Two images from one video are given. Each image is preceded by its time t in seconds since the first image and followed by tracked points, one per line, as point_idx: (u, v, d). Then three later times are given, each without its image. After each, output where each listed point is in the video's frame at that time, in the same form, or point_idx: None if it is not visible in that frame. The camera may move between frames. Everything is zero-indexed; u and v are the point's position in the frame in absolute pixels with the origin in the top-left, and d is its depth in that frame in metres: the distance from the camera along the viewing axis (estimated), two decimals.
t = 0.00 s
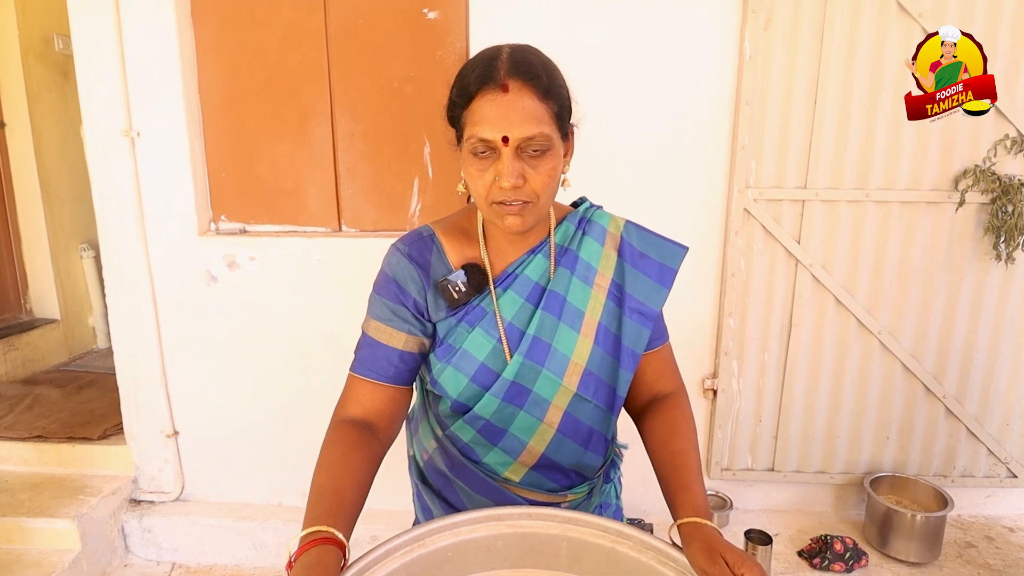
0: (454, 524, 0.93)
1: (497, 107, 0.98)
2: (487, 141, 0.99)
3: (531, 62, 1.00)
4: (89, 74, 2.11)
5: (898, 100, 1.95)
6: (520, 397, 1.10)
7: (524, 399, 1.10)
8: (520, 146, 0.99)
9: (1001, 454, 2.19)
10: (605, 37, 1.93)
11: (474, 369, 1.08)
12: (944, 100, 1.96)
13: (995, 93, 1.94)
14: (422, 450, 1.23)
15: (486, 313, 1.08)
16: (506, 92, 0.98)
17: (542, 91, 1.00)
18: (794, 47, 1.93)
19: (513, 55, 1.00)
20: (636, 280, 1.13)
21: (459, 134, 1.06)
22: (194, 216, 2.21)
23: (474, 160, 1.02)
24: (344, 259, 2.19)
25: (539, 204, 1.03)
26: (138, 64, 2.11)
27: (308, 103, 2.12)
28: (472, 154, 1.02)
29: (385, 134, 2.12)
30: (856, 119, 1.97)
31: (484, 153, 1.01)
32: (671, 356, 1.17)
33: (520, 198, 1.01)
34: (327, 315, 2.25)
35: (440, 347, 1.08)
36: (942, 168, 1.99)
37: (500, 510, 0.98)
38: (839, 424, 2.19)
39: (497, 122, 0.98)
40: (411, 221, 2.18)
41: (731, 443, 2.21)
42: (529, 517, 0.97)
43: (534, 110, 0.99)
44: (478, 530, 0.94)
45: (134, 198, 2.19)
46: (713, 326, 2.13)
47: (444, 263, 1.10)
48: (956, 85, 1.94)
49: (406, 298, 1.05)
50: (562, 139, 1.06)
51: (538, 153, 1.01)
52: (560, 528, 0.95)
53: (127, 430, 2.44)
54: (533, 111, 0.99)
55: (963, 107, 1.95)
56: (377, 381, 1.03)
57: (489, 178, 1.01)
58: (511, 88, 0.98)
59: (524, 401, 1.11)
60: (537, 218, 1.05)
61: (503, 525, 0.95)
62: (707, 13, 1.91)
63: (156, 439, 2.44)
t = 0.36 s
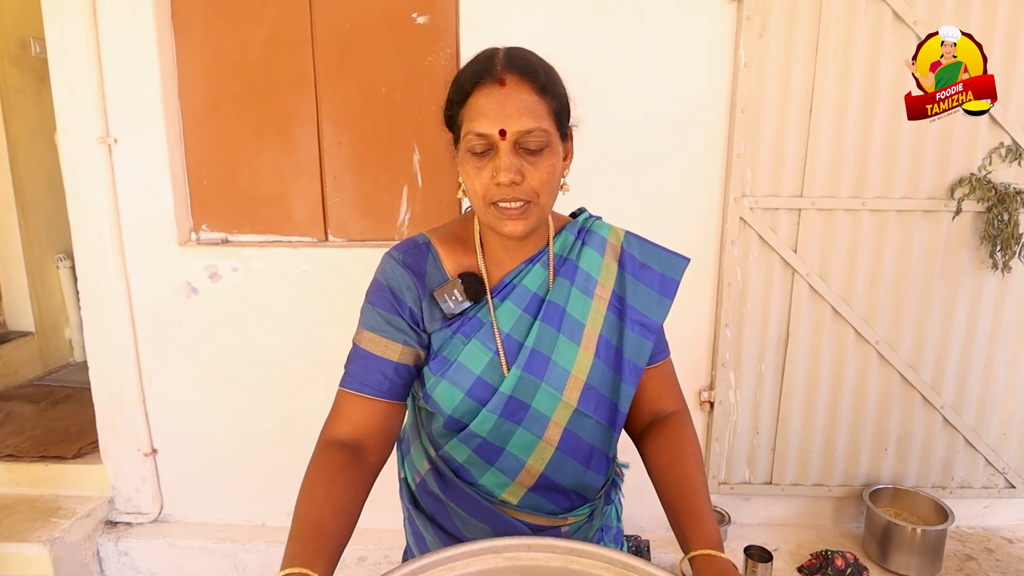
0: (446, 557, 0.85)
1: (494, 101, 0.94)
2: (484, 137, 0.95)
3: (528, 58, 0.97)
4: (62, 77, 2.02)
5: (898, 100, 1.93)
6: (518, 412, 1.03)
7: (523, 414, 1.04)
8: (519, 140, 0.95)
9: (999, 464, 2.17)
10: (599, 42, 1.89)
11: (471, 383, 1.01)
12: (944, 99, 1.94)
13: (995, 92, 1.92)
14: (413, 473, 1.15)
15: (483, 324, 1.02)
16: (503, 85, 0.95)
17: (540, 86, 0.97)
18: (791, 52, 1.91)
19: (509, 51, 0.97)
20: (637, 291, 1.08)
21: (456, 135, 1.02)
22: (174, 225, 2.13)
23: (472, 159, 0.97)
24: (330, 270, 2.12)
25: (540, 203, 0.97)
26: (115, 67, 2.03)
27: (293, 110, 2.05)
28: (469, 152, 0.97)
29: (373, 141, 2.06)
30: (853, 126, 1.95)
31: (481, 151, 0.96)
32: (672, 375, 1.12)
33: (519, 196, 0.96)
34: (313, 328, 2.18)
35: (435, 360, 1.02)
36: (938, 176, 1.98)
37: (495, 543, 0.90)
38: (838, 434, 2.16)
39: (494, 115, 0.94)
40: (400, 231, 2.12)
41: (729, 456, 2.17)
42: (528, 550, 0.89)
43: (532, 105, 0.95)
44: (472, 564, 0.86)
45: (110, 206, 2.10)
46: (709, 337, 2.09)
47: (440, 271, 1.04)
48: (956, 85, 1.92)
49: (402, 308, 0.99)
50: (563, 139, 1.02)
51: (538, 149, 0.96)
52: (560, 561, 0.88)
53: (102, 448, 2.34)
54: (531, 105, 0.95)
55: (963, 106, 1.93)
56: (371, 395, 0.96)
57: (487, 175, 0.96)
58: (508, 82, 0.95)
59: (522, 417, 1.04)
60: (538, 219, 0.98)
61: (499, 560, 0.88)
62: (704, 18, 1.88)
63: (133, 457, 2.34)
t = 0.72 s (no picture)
0: None
1: (504, 93, 0.91)
2: (491, 130, 0.91)
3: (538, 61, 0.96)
4: (42, 82, 1.95)
5: (899, 100, 1.91)
6: (520, 424, 0.97)
7: (523, 427, 0.97)
8: (527, 136, 0.91)
9: (1001, 473, 2.14)
10: (596, 45, 1.86)
11: (469, 397, 0.95)
12: (944, 100, 1.92)
13: (995, 92, 1.91)
14: (407, 490, 1.07)
15: (482, 337, 0.97)
16: (513, 81, 0.92)
17: (549, 87, 0.95)
18: (790, 56, 1.88)
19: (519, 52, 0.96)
20: (638, 300, 1.03)
21: (458, 133, 0.98)
22: (158, 235, 2.06)
23: (476, 154, 0.93)
24: (320, 280, 2.06)
25: (545, 203, 0.92)
26: (97, 71, 1.96)
27: (281, 117, 2.00)
28: (474, 145, 0.93)
29: (364, 148, 2.01)
30: (852, 131, 1.93)
31: (487, 145, 0.92)
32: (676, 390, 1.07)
33: (524, 191, 0.91)
34: (303, 340, 2.11)
35: (431, 375, 0.96)
36: (938, 182, 1.95)
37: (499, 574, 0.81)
38: (840, 444, 2.12)
39: (503, 108, 0.91)
40: (392, 240, 2.06)
41: (730, 468, 2.13)
42: None
43: (541, 103, 0.92)
44: None
45: (91, 215, 2.03)
46: (709, 346, 2.05)
47: (437, 282, 0.98)
48: (956, 85, 1.90)
49: (396, 320, 0.93)
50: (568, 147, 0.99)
51: (545, 148, 0.93)
52: None
53: (83, 465, 2.25)
54: (541, 102, 0.92)
55: (963, 106, 1.92)
56: (359, 413, 0.90)
57: (491, 170, 0.91)
58: (518, 79, 0.93)
59: (523, 430, 0.97)
60: (542, 220, 0.93)
61: None
62: (702, 21, 1.85)
63: (115, 475, 2.25)
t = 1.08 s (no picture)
0: None
1: (505, 102, 0.86)
2: (491, 141, 0.87)
3: (541, 63, 0.91)
4: (23, 82, 1.89)
5: (899, 100, 1.89)
6: (521, 440, 0.92)
7: (524, 442, 0.93)
8: (529, 148, 0.87)
9: (1002, 478, 2.13)
10: (594, 45, 1.82)
11: (469, 414, 0.91)
12: (944, 99, 1.90)
13: (995, 93, 1.89)
14: (401, 506, 1.02)
15: (481, 350, 0.92)
16: (515, 87, 0.87)
17: (553, 93, 0.90)
18: (789, 57, 1.86)
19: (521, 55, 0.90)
20: (641, 309, 0.99)
21: (455, 139, 0.93)
22: (144, 241, 2.00)
23: (475, 165, 0.89)
24: (312, 286, 2.01)
25: (546, 218, 0.89)
26: (81, 71, 1.90)
27: (271, 119, 1.95)
28: (473, 155, 0.89)
29: (356, 151, 1.96)
30: (852, 134, 1.90)
31: (487, 156, 0.88)
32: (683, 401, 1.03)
33: (525, 206, 0.87)
34: (294, 348, 2.06)
35: (427, 393, 0.91)
36: (938, 185, 1.94)
37: None
38: (841, 451, 2.09)
39: (504, 118, 0.86)
40: (385, 244, 2.02)
41: (731, 476, 2.09)
42: None
43: (544, 110, 0.88)
44: None
45: (75, 220, 1.97)
46: (709, 352, 2.02)
47: (431, 296, 0.93)
48: (956, 85, 1.89)
49: (387, 339, 0.88)
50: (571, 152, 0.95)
51: (548, 159, 0.89)
52: None
53: (67, 477, 2.18)
54: (545, 110, 0.88)
55: (963, 106, 1.90)
56: (352, 434, 0.86)
57: (491, 183, 0.88)
58: (520, 85, 0.88)
59: (524, 446, 0.93)
60: (542, 235, 0.90)
61: None
62: (701, 20, 1.82)
63: (100, 488, 2.18)
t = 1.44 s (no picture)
0: None
1: (501, 122, 0.82)
2: (484, 163, 0.84)
3: (540, 73, 0.86)
4: (5, 84, 1.85)
5: (899, 99, 1.88)
6: (513, 457, 0.89)
7: (516, 460, 0.90)
8: (525, 170, 0.84)
9: (999, 481, 2.12)
10: (590, 46, 1.80)
11: (459, 430, 0.88)
12: (944, 99, 1.89)
13: (995, 93, 1.89)
14: (391, 518, 0.99)
15: (472, 362, 0.90)
16: (511, 104, 0.83)
17: (552, 106, 0.85)
18: (785, 59, 1.84)
19: (519, 64, 0.85)
20: (643, 319, 0.96)
21: (449, 150, 0.90)
22: (129, 246, 1.96)
23: (468, 184, 0.86)
24: (302, 292, 1.97)
25: (542, 240, 0.88)
26: (65, 72, 1.85)
27: (260, 123, 1.91)
28: (466, 176, 0.86)
29: (348, 154, 1.93)
30: (848, 135, 1.89)
31: (481, 176, 0.85)
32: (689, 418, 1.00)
33: (520, 231, 0.85)
34: (284, 355, 2.02)
35: (416, 404, 0.89)
36: (934, 187, 1.93)
37: None
38: (838, 455, 2.08)
39: (499, 140, 0.82)
40: (377, 249, 1.99)
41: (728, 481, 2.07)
42: None
43: (542, 129, 0.84)
44: None
45: (58, 225, 1.92)
46: (705, 356, 2.00)
47: (426, 299, 0.91)
48: (956, 85, 1.88)
49: (380, 340, 0.86)
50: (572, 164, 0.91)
51: (545, 179, 0.86)
52: None
53: (50, 489, 2.12)
54: (543, 129, 0.84)
55: (963, 106, 1.89)
56: (336, 440, 0.83)
57: (485, 206, 0.85)
58: (517, 101, 0.83)
59: (517, 463, 0.90)
60: (538, 256, 0.89)
61: None
62: (701, 21, 1.81)
63: (85, 499, 2.13)
